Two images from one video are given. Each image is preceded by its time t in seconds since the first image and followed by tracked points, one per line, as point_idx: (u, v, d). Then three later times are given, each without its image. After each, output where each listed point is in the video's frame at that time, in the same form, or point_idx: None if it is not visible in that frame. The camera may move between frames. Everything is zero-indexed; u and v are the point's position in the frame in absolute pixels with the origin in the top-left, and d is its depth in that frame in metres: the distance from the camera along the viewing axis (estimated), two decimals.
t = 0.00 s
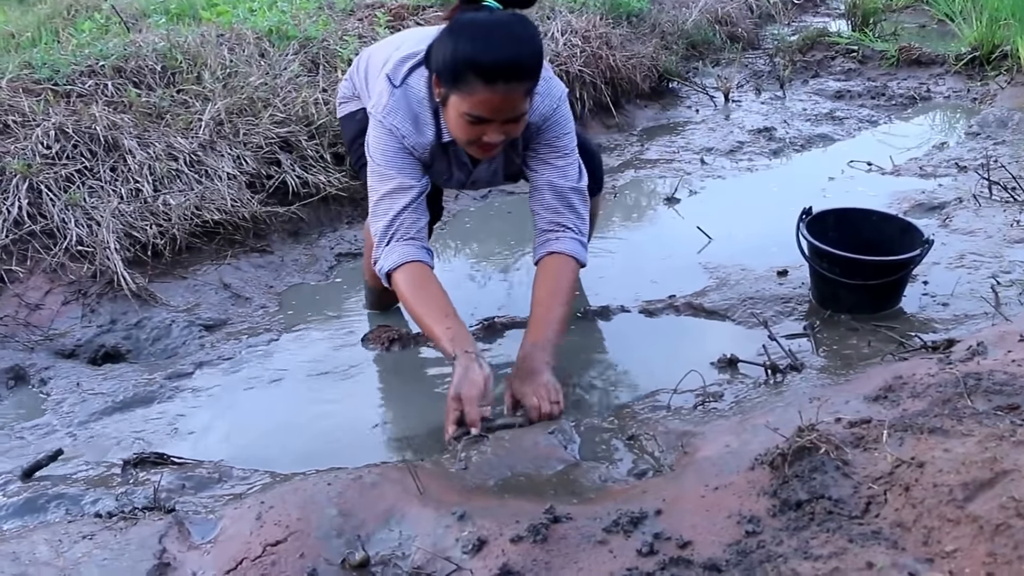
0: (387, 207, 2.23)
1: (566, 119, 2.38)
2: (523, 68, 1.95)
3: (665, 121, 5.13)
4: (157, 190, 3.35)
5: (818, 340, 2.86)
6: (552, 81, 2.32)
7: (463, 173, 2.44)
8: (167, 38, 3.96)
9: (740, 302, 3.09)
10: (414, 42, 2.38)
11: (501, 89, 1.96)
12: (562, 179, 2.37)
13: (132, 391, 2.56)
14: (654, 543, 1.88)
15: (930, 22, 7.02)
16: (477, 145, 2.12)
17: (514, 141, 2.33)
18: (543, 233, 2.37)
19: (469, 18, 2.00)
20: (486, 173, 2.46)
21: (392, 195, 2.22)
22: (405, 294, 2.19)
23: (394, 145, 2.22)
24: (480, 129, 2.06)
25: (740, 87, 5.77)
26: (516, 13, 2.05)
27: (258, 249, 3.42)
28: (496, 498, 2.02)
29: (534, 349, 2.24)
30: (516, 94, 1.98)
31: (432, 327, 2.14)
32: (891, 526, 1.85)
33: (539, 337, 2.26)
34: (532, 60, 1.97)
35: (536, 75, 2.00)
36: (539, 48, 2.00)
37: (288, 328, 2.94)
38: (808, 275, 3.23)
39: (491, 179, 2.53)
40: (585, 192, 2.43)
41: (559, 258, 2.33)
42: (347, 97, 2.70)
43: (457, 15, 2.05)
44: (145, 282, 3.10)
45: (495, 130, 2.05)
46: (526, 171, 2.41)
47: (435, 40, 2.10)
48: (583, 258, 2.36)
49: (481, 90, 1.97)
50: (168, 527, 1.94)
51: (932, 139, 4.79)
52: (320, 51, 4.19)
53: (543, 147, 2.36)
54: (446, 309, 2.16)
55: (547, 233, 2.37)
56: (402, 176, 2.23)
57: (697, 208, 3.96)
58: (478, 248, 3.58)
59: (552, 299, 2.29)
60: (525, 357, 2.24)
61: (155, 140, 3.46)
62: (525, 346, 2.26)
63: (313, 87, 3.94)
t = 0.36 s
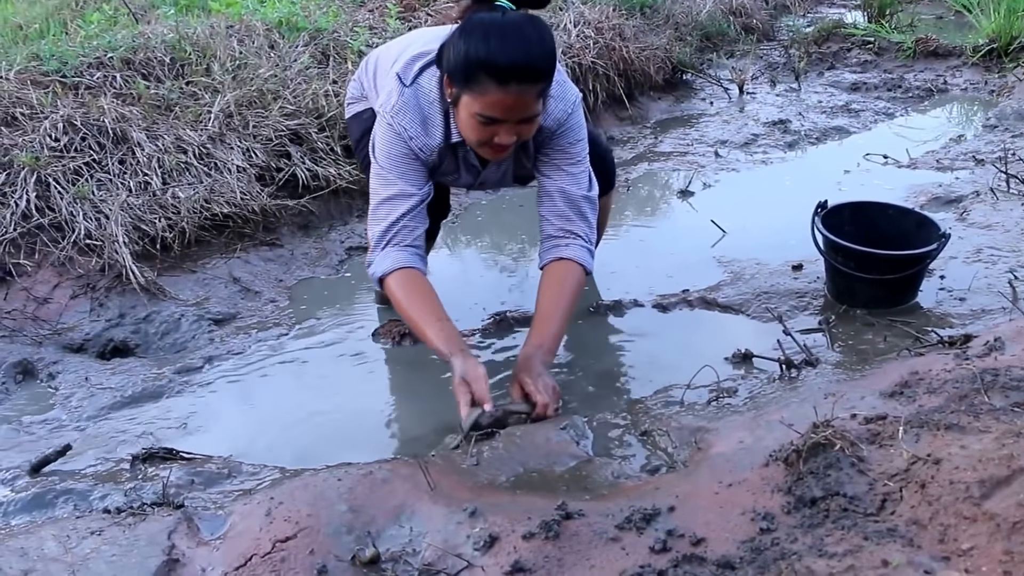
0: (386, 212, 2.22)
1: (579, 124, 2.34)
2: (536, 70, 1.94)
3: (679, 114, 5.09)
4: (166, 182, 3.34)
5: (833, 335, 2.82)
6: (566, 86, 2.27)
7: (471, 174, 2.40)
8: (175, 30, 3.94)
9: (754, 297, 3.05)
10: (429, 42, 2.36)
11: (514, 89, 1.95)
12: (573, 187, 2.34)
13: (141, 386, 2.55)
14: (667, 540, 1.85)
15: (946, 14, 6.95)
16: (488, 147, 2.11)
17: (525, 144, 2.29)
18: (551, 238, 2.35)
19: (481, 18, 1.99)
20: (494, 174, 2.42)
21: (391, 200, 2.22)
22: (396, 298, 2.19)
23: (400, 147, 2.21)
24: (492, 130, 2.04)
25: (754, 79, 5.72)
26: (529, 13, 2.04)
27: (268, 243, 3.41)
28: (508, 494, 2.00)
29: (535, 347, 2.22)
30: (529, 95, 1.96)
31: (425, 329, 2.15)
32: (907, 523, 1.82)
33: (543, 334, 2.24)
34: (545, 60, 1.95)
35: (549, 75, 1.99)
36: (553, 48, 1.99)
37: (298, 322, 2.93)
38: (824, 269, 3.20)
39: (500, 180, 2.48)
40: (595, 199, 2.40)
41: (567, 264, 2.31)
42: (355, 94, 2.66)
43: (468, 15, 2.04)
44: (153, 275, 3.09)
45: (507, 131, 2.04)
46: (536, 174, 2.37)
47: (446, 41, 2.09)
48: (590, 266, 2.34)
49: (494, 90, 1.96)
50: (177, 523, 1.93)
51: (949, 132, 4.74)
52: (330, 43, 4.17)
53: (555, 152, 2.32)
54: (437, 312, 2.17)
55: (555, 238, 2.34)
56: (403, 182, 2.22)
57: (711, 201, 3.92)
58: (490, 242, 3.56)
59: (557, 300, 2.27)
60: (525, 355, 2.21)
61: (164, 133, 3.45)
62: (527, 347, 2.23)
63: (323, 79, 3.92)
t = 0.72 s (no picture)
0: (377, 209, 2.22)
1: (581, 119, 2.32)
2: (524, 63, 1.94)
3: (693, 106, 5.05)
4: (175, 175, 3.33)
5: (848, 331, 2.79)
6: (567, 79, 2.27)
7: (474, 171, 2.42)
8: (185, 21, 3.93)
9: (769, 292, 3.02)
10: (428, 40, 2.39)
11: (501, 82, 1.95)
12: (574, 182, 2.32)
13: (149, 380, 2.55)
14: (680, 537, 1.83)
15: (965, 6, 6.88)
16: (480, 141, 2.11)
17: (524, 139, 2.28)
18: (549, 234, 2.34)
19: (473, 12, 2.00)
20: (498, 171, 2.43)
21: (382, 197, 2.22)
22: (374, 299, 2.16)
23: (395, 143, 2.23)
24: (482, 124, 2.05)
25: (769, 71, 5.67)
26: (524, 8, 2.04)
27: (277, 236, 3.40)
28: (519, 491, 1.98)
29: (516, 345, 2.20)
30: (517, 89, 1.96)
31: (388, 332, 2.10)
32: (922, 521, 1.79)
33: (529, 332, 2.23)
34: (534, 54, 1.95)
35: (539, 70, 1.98)
36: (545, 43, 1.99)
37: (307, 316, 2.91)
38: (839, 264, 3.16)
39: (506, 178, 2.49)
40: (597, 196, 2.38)
41: (561, 262, 2.29)
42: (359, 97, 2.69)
43: (463, 8, 2.06)
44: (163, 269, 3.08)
45: (496, 126, 2.04)
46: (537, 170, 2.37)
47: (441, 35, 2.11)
48: (587, 264, 2.32)
49: (482, 83, 1.96)
50: (185, 520, 1.92)
51: (966, 125, 4.69)
52: (341, 34, 4.15)
53: (555, 148, 2.31)
54: (409, 316, 2.12)
55: (554, 235, 2.33)
56: (393, 180, 2.22)
57: (725, 196, 3.89)
58: (501, 236, 3.53)
59: (546, 300, 2.26)
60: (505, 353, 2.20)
61: (173, 125, 3.44)
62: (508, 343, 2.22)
63: (333, 71, 3.91)
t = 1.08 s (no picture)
0: (385, 206, 2.23)
1: (581, 116, 2.33)
2: (518, 56, 1.94)
3: (708, 98, 4.99)
4: (184, 167, 3.32)
5: (863, 327, 2.76)
6: (568, 74, 2.30)
7: (475, 168, 2.43)
8: (195, 11, 3.90)
9: (782, 287, 2.99)
10: (426, 37, 2.41)
11: (495, 75, 1.94)
12: (570, 179, 2.31)
13: (157, 375, 2.54)
14: (692, 536, 1.81)
15: None
16: (478, 135, 2.12)
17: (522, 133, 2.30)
18: (544, 233, 2.33)
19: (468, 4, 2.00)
20: (499, 168, 2.43)
21: (390, 193, 2.22)
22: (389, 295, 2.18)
23: (398, 140, 2.24)
24: (479, 118, 2.05)
25: (785, 63, 5.62)
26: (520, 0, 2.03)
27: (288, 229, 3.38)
28: (530, 488, 1.95)
29: (513, 349, 2.22)
30: (512, 82, 1.96)
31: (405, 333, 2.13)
32: (936, 521, 1.77)
33: (525, 335, 2.24)
34: (528, 48, 1.94)
35: (535, 63, 1.97)
36: (540, 37, 1.98)
37: (317, 311, 2.90)
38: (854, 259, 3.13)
39: (506, 176, 2.49)
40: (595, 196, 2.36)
41: (556, 262, 2.28)
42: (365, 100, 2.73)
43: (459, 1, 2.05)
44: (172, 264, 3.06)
45: (492, 119, 2.04)
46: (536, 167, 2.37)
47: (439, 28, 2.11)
48: (582, 264, 2.30)
49: (476, 77, 1.96)
50: (194, 516, 1.91)
51: (983, 118, 4.64)
52: (352, 25, 4.13)
53: (553, 144, 2.32)
54: (427, 312, 2.15)
55: (549, 234, 2.31)
56: (400, 176, 2.23)
57: (738, 189, 3.85)
58: (513, 231, 3.51)
59: (543, 302, 2.26)
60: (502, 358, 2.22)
61: (183, 117, 3.43)
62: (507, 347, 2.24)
63: (344, 63, 3.89)
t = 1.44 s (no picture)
0: (408, 197, 2.21)
1: (604, 107, 2.32)
2: (551, 45, 1.93)
3: (724, 84, 4.92)
4: (197, 158, 3.28)
5: (873, 323, 2.72)
6: (593, 65, 2.29)
7: (497, 159, 2.41)
8: None
9: (794, 281, 2.94)
10: (446, 29, 2.39)
11: (527, 63, 1.92)
12: (594, 171, 2.30)
13: (166, 374, 2.53)
14: (699, 544, 1.78)
15: None
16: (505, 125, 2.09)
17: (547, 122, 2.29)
18: (567, 225, 2.32)
19: None
20: (521, 159, 2.42)
21: (414, 183, 2.21)
22: (414, 289, 2.18)
23: (422, 129, 2.23)
24: (508, 106, 2.03)
25: (800, 48, 5.53)
26: None
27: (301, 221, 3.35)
28: (539, 492, 1.94)
29: (535, 339, 2.20)
30: (543, 69, 1.94)
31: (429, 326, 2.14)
32: (942, 530, 1.74)
33: (548, 328, 2.22)
34: (559, 35, 1.94)
35: (565, 51, 1.96)
36: (570, 26, 1.97)
37: (330, 306, 2.88)
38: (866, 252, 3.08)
39: (528, 168, 2.48)
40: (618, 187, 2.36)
41: (581, 253, 2.28)
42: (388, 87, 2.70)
43: None
44: (182, 257, 3.02)
45: (522, 108, 2.02)
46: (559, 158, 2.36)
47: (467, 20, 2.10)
48: (605, 256, 2.29)
49: (507, 64, 1.94)
50: (200, 524, 1.90)
51: (996, 105, 4.58)
52: (370, 8, 4.04)
53: (578, 135, 2.31)
54: (446, 304, 2.16)
55: (572, 225, 2.30)
56: (426, 166, 2.21)
57: (752, 178, 3.79)
58: (526, 217, 3.46)
59: (566, 293, 2.24)
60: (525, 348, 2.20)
61: (196, 106, 3.38)
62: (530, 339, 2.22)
63: (361, 49, 3.80)
